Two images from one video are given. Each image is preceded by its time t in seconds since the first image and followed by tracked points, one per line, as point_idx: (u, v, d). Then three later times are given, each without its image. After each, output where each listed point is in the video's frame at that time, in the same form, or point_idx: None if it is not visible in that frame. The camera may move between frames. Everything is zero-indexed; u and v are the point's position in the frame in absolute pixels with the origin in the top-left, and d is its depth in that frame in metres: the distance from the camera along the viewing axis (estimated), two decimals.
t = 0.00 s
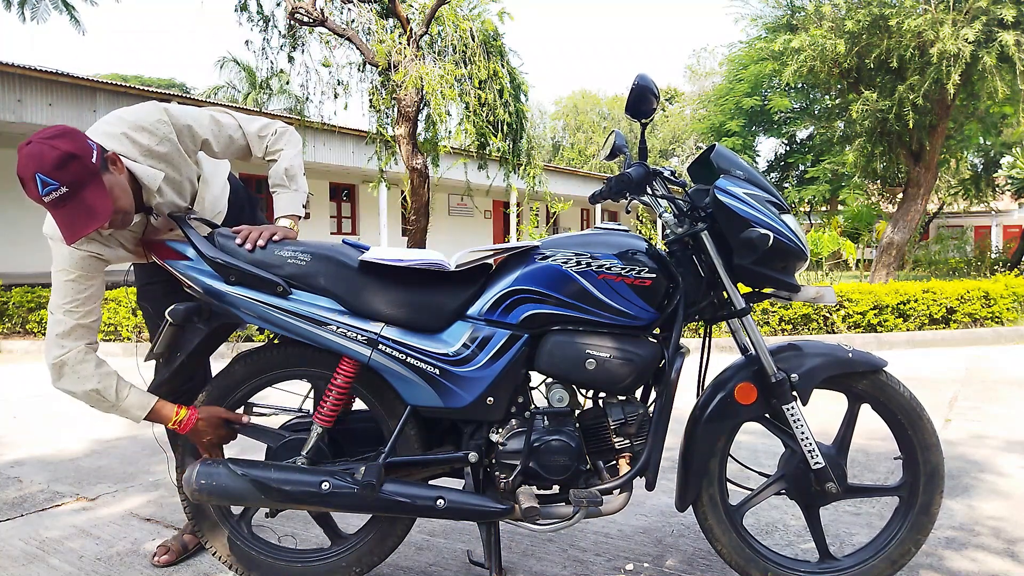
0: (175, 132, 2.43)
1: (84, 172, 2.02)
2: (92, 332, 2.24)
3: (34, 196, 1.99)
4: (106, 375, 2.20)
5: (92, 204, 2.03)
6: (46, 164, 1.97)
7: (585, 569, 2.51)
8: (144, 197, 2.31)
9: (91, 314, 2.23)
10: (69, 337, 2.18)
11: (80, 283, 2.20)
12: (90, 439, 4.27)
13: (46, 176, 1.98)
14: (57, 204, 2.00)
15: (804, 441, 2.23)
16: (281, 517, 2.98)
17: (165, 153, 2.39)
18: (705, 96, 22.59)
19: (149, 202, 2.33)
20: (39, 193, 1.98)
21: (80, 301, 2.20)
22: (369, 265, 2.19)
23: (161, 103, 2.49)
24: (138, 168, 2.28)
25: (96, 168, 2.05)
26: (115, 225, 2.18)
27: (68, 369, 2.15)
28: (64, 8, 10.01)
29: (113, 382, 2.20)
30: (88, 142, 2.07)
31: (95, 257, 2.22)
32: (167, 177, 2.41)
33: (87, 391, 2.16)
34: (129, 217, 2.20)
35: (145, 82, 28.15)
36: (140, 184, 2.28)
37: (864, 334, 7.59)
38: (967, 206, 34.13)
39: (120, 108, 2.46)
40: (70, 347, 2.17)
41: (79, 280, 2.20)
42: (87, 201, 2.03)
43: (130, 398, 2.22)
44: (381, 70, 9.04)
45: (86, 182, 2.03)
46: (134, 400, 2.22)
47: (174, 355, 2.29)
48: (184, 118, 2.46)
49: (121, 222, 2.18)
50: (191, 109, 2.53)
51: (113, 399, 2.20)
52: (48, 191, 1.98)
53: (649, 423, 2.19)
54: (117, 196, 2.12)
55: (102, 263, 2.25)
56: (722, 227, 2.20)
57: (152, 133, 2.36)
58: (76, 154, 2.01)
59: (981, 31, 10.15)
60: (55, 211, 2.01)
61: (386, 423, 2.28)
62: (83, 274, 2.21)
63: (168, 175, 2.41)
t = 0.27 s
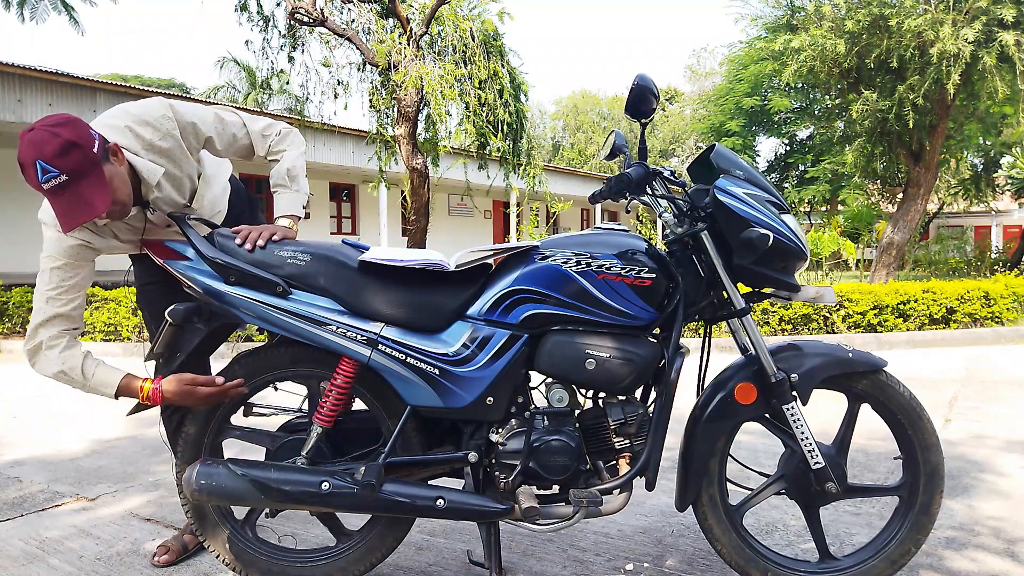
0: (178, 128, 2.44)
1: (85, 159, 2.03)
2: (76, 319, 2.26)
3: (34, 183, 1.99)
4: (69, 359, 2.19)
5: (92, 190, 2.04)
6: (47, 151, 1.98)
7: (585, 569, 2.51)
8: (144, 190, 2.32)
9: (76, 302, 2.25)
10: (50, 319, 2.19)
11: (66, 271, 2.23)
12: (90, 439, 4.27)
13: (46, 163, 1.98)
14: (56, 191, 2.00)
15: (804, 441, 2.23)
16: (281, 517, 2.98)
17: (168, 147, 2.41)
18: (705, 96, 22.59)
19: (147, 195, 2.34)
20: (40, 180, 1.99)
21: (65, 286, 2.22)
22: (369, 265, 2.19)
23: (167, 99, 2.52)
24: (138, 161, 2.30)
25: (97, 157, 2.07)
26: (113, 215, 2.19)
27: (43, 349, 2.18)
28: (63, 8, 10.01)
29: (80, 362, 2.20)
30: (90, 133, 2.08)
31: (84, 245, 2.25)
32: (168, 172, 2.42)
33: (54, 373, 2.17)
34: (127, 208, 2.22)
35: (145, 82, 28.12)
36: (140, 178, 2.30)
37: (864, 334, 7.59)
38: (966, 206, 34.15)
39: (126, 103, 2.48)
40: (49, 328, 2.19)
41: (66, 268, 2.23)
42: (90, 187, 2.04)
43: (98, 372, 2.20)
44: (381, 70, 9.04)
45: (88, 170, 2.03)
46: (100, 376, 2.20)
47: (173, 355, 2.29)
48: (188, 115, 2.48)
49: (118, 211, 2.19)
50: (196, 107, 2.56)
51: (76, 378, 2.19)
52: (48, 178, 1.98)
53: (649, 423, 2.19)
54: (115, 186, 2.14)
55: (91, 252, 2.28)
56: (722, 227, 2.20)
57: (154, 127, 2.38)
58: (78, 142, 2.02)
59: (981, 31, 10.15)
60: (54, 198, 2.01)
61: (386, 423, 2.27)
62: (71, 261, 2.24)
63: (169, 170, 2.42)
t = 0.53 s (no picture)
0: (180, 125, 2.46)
1: (84, 151, 2.03)
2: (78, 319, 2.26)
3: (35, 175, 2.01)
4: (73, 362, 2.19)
5: (92, 182, 2.04)
6: (47, 143, 1.99)
7: (585, 569, 2.51)
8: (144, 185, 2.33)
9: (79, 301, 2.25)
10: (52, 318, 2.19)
11: (69, 269, 2.23)
12: (90, 440, 4.27)
13: (46, 154, 1.99)
14: (56, 183, 2.01)
15: (804, 441, 2.23)
16: (281, 517, 2.98)
17: (169, 144, 2.42)
18: (705, 96, 22.59)
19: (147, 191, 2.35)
20: (40, 172, 2.00)
21: (68, 285, 2.22)
22: (369, 265, 2.19)
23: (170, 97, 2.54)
24: (138, 157, 2.31)
25: (97, 149, 2.07)
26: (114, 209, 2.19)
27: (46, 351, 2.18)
28: (62, 8, 10.02)
29: (84, 367, 2.20)
30: (90, 125, 2.09)
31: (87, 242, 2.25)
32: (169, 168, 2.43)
33: (57, 375, 2.17)
34: (128, 202, 2.21)
35: (145, 82, 28.10)
36: (140, 173, 2.31)
37: (864, 334, 7.59)
38: (966, 206, 34.15)
39: (129, 99, 2.51)
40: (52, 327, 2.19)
41: (69, 266, 2.23)
42: (90, 180, 2.04)
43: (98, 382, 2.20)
44: (381, 70, 9.04)
45: (87, 162, 2.04)
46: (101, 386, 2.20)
47: (174, 355, 2.29)
48: (190, 112, 2.50)
49: (119, 205, 2.19)
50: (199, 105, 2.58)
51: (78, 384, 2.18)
52: (48, 169, 1.99)
53: (649, 423, 2.19)
54: (116, 179, 2.14)
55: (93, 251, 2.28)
56: (722, 227, 2.20)
57: (156, 123, 2.40)
58: (78, 134, 2.03)
59: (981, 31, 10.15)
60: (55, 190, 2.02)
61: (386, 423, 2.27)
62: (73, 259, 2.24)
63: (170, 166, 2.44)
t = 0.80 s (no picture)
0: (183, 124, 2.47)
1: (87, 150, 2.03)
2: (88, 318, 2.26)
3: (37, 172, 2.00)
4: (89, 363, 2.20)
5: (95, 181, 2.04)
6: (50, 140, 1.99)
7: (585, 569, 2.51)
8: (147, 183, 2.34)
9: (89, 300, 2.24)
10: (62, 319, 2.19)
11: (75, 267, 2.22)
12: (90, 439, 4.27)
13: (49, 152, 1.99)
14: (59, 181, 2.01)
15: (804, 441, 2.23)
16: (281, 517, 2.98)
17: (172, 143, 2.43)
18: (705, 96, 22.59)
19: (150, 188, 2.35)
20: (43, 169, 2.00)
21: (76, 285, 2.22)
22: (369, 265, 2.19)
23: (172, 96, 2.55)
24: (141, 155, 2.32)
25: (100, 148, 2.07)
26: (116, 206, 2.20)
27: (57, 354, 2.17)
28: (61, 9, 10.03)
29: (98, 370, 2.21)
30: (92, 121, 2.09)
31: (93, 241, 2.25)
32: (173, 167, 2.44)
33: (70, 376, 2.18)
34: (129, 200, 2.22)
35: (145, 81, 28.09)
36: (143, 170, 2.32)
37: (864, 334, 7.59)
38: (966, 206, 34.15)
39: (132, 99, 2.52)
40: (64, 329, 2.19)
41: (75, 264, 2.23)
42: (93, 180, 2.04)
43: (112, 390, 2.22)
44: (381, 70, 9.04)
45: (90, 160, 2.04)
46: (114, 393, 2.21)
47: (174, 355, 2.28)
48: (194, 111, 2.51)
49: (121, 204, 2.20)
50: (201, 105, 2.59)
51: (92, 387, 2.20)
52: (51, 166, 1.99)
53: (649, 423, 2.19)
54: (118, 177, 2.14)
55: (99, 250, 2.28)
56: (722, 227, 2.20)
57: (159, 122, 2.41)
58: (80, 131, 2.03)
59: (981, 31, 10.15)
60: (57, 188, 2.02)
61: (386, 423, 2.27)
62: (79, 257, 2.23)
63: (174, 166, 2.44)
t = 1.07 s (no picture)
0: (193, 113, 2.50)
1: (99, 110, 2.08)
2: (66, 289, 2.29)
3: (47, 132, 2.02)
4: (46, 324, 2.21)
5: (107, 140, 2.08)
6: (63, 99, 2.03)
7: (585, 569, 2.51)
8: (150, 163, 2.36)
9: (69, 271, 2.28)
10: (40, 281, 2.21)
11: (59, 240, 2.26)
12: (90, 439, 4.27)
13: (61, 110, 2.02)
14: (69, 140, 2.04)
15: (804, 441, 2.23)
16: (282, 517, 2.98)
17: (180, 131, 2.46)
18: (705, 96, 22.60)
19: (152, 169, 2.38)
20: (54, 128, 2.03)
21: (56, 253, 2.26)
22: (369, 265, 2.19)
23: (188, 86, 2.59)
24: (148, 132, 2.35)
25: (109, 109, 2.12)
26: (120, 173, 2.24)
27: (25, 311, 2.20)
28: (60, 9, 10.02)
29: (54, 331, 2.20)
30: (102, 86, 2.14)
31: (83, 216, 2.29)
32: (177, 155, 2.46)
33: (28, 336, 2.18)
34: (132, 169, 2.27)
35: (145, 80, 28.09)
36: (148, 147, 2.33)
37: (864, 334, 7.59)
38: (967, 206, 34.14)
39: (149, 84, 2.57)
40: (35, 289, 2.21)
41: (60, 237, 2.26)
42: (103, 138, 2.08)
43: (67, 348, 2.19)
44: (381, 70, 9.04)
45: (101, 120, 2.09)
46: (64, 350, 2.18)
47: (174, 355, 2.28)
48: (206, 102, 2.55)
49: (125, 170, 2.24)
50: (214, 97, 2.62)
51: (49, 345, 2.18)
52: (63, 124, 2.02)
53: (649, 423, 2.19)
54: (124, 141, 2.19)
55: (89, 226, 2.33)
56: (722, 227, 2.20)
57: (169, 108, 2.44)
58: (93, 93, 2.08)
59: (981, 31, 10.16)
60: (68, 147, 2.05)
61: (386, 423, 2.27)
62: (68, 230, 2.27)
63: (179, 154, 2.47)
